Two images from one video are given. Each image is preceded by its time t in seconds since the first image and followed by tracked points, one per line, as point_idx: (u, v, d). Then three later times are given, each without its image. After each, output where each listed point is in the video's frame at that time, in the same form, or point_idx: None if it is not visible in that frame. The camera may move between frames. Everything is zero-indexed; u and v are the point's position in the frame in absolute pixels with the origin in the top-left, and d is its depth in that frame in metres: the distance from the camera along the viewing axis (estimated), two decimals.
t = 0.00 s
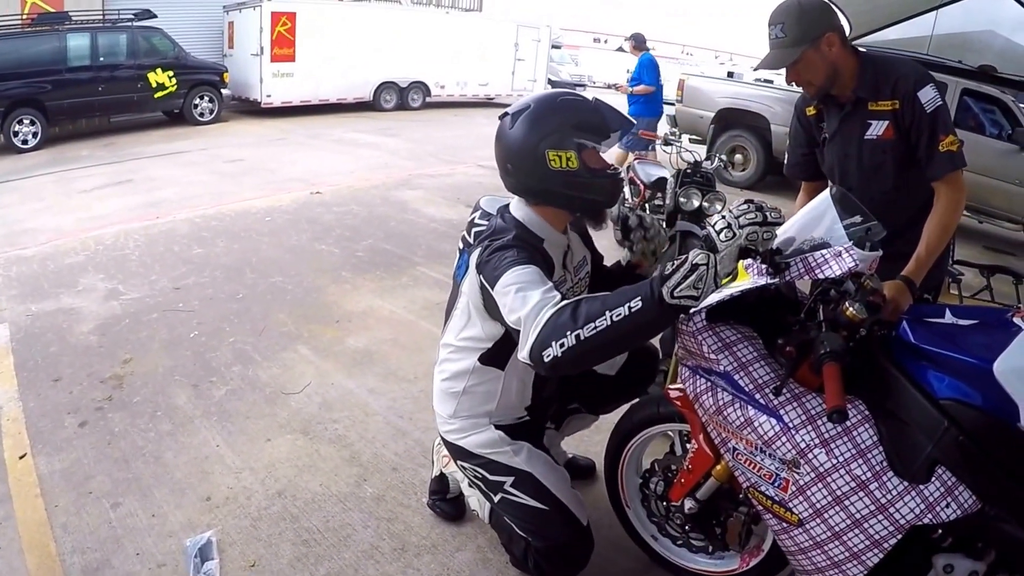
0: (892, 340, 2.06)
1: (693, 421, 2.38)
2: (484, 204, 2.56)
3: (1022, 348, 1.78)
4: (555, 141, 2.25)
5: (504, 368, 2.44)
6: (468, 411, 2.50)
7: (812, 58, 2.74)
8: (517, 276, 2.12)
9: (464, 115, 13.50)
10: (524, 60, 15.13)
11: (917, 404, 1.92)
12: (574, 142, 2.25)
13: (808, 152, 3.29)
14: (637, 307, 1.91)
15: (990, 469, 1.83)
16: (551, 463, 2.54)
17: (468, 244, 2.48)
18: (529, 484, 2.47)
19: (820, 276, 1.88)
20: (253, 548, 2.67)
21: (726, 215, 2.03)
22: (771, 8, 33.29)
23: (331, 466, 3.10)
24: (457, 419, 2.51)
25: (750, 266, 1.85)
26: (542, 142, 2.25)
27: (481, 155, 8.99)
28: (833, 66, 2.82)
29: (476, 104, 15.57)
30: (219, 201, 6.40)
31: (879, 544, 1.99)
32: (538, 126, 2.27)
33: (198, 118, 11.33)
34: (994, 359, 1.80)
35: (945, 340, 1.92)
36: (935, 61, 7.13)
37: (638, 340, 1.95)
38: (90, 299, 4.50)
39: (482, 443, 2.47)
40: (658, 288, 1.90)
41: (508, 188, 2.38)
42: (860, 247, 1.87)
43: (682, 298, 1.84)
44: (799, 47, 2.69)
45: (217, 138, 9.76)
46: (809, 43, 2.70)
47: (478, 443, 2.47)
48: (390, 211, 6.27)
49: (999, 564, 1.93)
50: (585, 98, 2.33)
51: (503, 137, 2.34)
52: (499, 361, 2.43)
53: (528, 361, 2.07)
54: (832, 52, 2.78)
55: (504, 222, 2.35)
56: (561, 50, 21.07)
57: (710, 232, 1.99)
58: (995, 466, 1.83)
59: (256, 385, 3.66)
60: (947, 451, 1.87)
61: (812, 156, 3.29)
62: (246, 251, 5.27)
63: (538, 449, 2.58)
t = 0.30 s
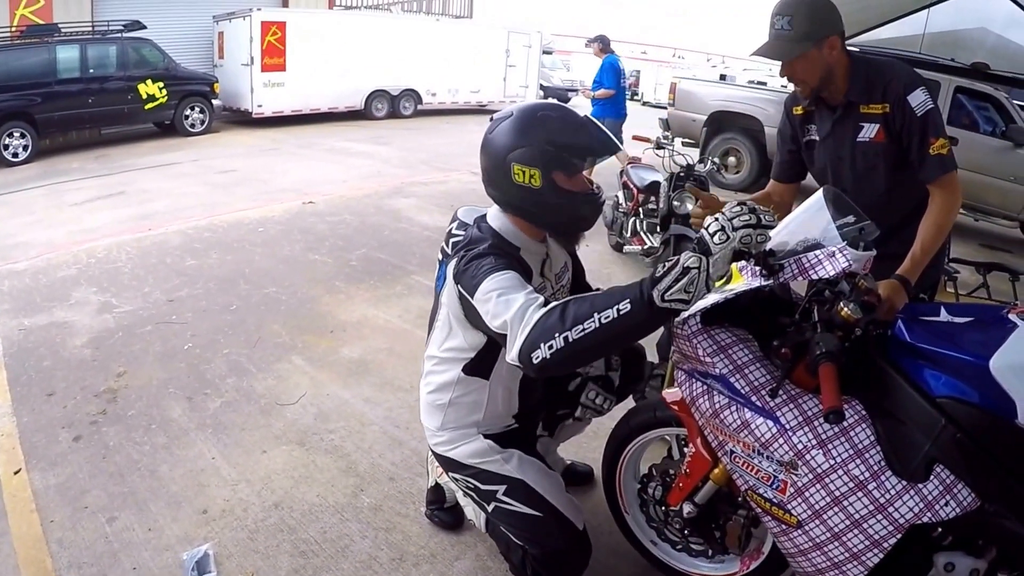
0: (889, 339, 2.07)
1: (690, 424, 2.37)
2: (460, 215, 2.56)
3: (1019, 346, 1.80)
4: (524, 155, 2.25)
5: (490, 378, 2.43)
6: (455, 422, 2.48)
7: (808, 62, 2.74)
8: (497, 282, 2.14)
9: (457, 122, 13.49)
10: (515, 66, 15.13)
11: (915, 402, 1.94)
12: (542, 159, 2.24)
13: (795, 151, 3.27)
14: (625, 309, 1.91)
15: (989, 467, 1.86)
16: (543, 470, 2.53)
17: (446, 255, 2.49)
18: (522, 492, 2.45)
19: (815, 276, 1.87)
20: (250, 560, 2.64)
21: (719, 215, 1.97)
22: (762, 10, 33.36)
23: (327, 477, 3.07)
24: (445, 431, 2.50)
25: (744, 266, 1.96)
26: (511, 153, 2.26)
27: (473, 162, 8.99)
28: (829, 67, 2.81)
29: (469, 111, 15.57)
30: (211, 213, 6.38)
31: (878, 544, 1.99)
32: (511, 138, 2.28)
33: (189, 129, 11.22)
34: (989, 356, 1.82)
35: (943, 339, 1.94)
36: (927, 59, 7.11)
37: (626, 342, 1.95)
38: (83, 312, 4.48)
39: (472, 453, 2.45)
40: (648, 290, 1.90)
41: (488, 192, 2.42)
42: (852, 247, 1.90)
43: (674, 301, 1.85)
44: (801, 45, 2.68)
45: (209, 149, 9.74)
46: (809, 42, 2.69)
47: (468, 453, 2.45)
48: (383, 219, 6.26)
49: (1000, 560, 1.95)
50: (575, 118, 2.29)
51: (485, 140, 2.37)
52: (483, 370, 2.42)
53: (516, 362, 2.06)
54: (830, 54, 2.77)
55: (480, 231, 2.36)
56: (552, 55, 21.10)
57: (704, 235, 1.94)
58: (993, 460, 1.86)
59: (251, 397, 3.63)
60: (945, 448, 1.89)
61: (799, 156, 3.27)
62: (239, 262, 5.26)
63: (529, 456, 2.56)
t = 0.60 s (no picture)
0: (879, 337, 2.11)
1: (680, 426, 2.36)
2: (441, 222, 2.58)
3: (1009, 337, 1.84)
4: (495, 160, 2.27)
5: (476, 386, 2.43)
6: (443, 430, 2.47)
7: (851, 31, 2.71)
8: (479, 288, 2.15)
9: (444, 128, 13.51)
10: (502, 70, 15.10)
11: (905, 398, 1.96)
12: (509, 166, 2.24)
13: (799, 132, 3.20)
14: (612, 309, 1.92)
15: (985, 463, 1.87)
16: (533, 476, 2.52)
17: (428, 263, 2.49)
18: (512, 498, 2.43)
19: (804, 274, 1.89)
20: (242, 572, 2.60)
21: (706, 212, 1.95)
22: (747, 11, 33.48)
23: (319, 487, 3.04)
24: (433, 439, 2.49)
25: (733, 266, 1.96)
26: (485, 157, 2.29)
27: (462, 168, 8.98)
28: (863, 45, 2.80)
29: (456, 117, 15.59)
30: (198, 224, 6.36)
31: (872, 541, 1.99)
32: (488, 142, 2.30)
33: (175, 140, 11.28)
34: (980, 350, 1.86)
35: (933, 335, 1.97)
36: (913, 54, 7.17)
37: (613, 341, 1.95)
38: (70, 327, 4.45)
39: (461, 461, 2.44)
40: (635, 289, 1.90)
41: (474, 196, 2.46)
42: (841, 246, 1.89)
43: (661, 301, 1.85)
44: (853, 9, 2.65)
45: (197, 160, 9.71)
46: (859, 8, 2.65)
47: (457, 461, 2.44)
48: (371, 228, 6.26)
49: (995, 555, 1.96)
50: (560, 131, 2.26)
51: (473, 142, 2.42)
52: (469, 378, 2.42)
53: (502, 365, 2.05)
54: (866, 31, 2.77)
55: (460, 238, 2.38)
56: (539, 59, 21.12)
57: (690, 233, 1.91)
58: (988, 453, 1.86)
59: (241, 408, 3.60)
60: (936, 444, 1.90)
61: (804, 139, 3.20)
62: (227, 273, 5.24)
63: (520, 463, 2.55)
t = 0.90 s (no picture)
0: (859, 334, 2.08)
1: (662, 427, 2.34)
2: (424, 228, 2.52)
3: (992, 329, 1.81)
4: (475, 165, 2.22)
5: (460, 392, 2.39)
6: (427, 436, 2.43)
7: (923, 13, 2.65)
8: (461, 294, 2.11)
9: (425, 134, 13.53)
10: (479, 75, 15.18)
11: (888, 393, 1.96)
12: (490, 171, 2.19)
13: (830, 118, 3.03)
14: (593, 312, 1.90)
15: (966, 454, 1.88)
16: (520, 481, 2.49)
17: (411, 269, 2.44)
18: (498, 504, 2.39)
19: (783, 271, 1.88)
20: None
21: (683, 213, 1.96)
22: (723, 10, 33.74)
23: (302, 497, 3.00)
24: (417, 445, 2.45)
25: (712, 267, 1.88)
26: (465, 162, 2.25)
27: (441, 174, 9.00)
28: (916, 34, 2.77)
29: (437, 122, 15.61)
30: (177, 236, 6.33)
31: (858, 537, 1.99)
32: (467, 147, 2.26)
33: (152, 152, 11.25)
34: (962, 342, 1.84)
35: (911, 327, 1.95)
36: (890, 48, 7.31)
37: (594, 345, 1.95)
38: (50, 343, 4.41)
39: (446, 467, 2.40)
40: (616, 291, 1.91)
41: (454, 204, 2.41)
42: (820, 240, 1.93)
43: (642, 302, 1.84)
44: None
45: (176, 171, 9.68)
46: None
47: (442, 466, 2.40)
48: (351, 236, 6.25)
49: (982, 547, 1.97)
50: (540, 134, 2.23)
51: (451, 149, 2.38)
52: (453, 384, 2.38)
53: (484, 372, 2.03)
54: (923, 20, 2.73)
55: (443, 243, 2.32)
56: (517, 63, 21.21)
57: (669, 234, 1.92)
58: (973, 446, 1.88)
59: (223, 420, 3.56)
60: (920, 438, 1.91)
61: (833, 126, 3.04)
62: (207, 285, 5.21)
63: (507, 468, 2.52)
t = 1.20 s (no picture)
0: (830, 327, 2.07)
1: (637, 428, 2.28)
2: (398, 233, 2.42)
3: (964, 319, 1.79)
4: (444, 170, 2.11)
5: (437, 397, 2.27)
6: (404, 442, 2.32)
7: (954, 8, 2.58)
8: (435, 299, 2.06)
9: (398, 141, 13.56)
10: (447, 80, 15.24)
11: (861, 386, 1.94)
12: (459, 176, 2.08)
13: (839, 104, 2.83)
14: (564, 315, 1.86)
15: (940, 444, 1.84)
16: (499, 487, 2.38)
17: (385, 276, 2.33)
18: (479, 511, 2.30)
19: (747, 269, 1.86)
20: None
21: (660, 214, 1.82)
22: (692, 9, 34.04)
23: (279, 508, 2.99)
24: (394, 452, 2.33)
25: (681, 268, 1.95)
26: (435, 168, 2.14)
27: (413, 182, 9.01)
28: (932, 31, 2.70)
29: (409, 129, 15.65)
30: (148, 250, 6.29)
31: (836, 533, 1.94)
32: (436, 153, 2.15)
33: (121, 166, 11.10)
34: (933, 334, 1.81)
35: (881, 319, 1.92)
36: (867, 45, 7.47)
37: (568, 348, 1.91)
38: (21, 360, 4.34)
39: (424, 474, 2.29)
40: (589, 294, 1.85)
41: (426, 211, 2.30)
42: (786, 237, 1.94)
43: (617, 311, 1.81)
44: None
45: (147, 185, 9.61)
46: None
47: (419, 473, 2.30)
48: (323, 246, 6.25)
49: (962, 539, 1.92)
50: (509, 140, 2.13)
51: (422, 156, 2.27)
52: (430, 390, 2.26)
53: (460, 380, 2.00)
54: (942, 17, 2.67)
55: (417, 249, 2.24)
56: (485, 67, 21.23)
57: (644, 236, 1.79)
58: (950, 438, 1.84)
59: (198, 433, 3.53)
60: (895, 430, 1.87)
61: (840, 110, 2.84)
62: (180, 299, 5.17)
63: (485, 473, 2.41)
